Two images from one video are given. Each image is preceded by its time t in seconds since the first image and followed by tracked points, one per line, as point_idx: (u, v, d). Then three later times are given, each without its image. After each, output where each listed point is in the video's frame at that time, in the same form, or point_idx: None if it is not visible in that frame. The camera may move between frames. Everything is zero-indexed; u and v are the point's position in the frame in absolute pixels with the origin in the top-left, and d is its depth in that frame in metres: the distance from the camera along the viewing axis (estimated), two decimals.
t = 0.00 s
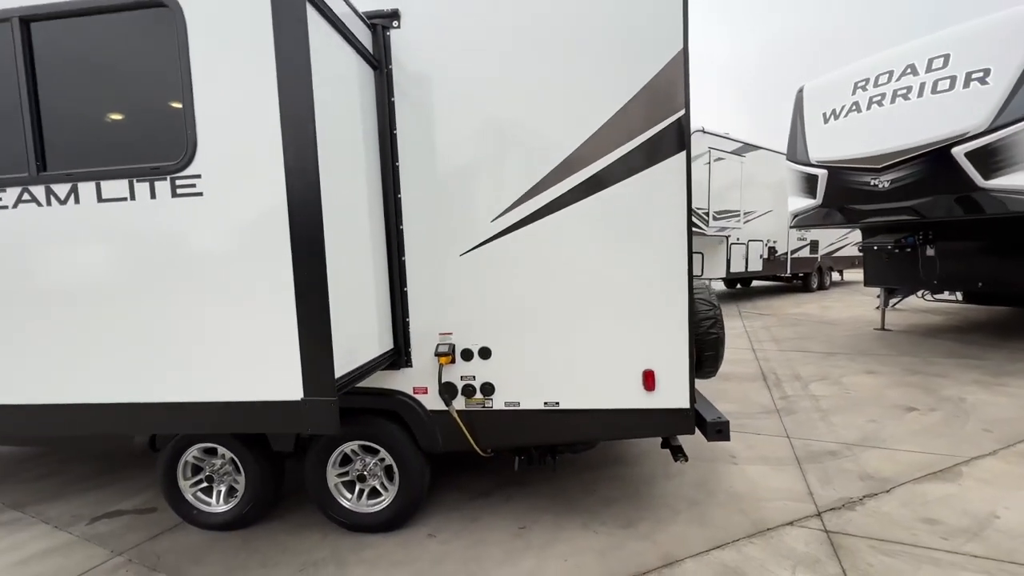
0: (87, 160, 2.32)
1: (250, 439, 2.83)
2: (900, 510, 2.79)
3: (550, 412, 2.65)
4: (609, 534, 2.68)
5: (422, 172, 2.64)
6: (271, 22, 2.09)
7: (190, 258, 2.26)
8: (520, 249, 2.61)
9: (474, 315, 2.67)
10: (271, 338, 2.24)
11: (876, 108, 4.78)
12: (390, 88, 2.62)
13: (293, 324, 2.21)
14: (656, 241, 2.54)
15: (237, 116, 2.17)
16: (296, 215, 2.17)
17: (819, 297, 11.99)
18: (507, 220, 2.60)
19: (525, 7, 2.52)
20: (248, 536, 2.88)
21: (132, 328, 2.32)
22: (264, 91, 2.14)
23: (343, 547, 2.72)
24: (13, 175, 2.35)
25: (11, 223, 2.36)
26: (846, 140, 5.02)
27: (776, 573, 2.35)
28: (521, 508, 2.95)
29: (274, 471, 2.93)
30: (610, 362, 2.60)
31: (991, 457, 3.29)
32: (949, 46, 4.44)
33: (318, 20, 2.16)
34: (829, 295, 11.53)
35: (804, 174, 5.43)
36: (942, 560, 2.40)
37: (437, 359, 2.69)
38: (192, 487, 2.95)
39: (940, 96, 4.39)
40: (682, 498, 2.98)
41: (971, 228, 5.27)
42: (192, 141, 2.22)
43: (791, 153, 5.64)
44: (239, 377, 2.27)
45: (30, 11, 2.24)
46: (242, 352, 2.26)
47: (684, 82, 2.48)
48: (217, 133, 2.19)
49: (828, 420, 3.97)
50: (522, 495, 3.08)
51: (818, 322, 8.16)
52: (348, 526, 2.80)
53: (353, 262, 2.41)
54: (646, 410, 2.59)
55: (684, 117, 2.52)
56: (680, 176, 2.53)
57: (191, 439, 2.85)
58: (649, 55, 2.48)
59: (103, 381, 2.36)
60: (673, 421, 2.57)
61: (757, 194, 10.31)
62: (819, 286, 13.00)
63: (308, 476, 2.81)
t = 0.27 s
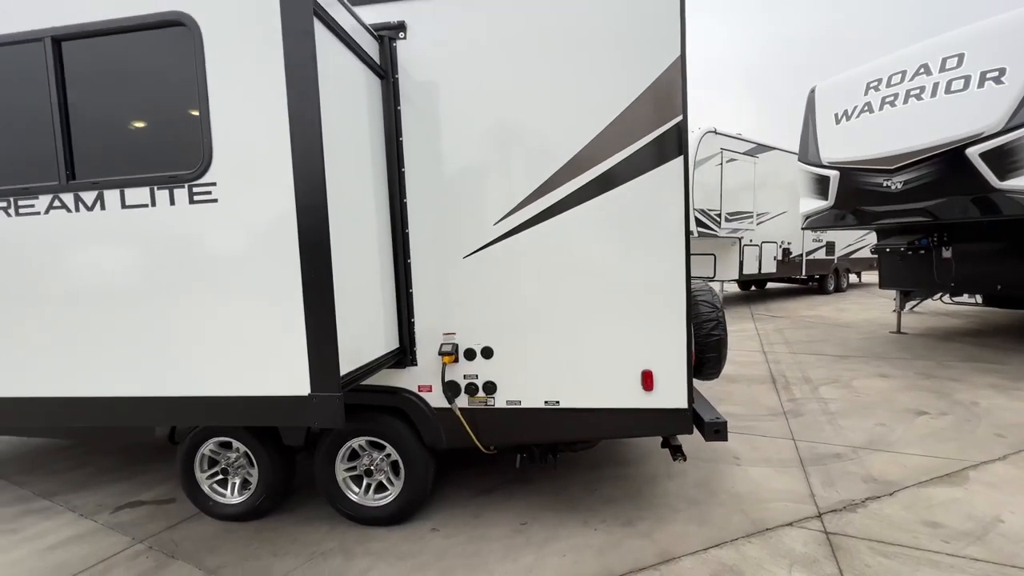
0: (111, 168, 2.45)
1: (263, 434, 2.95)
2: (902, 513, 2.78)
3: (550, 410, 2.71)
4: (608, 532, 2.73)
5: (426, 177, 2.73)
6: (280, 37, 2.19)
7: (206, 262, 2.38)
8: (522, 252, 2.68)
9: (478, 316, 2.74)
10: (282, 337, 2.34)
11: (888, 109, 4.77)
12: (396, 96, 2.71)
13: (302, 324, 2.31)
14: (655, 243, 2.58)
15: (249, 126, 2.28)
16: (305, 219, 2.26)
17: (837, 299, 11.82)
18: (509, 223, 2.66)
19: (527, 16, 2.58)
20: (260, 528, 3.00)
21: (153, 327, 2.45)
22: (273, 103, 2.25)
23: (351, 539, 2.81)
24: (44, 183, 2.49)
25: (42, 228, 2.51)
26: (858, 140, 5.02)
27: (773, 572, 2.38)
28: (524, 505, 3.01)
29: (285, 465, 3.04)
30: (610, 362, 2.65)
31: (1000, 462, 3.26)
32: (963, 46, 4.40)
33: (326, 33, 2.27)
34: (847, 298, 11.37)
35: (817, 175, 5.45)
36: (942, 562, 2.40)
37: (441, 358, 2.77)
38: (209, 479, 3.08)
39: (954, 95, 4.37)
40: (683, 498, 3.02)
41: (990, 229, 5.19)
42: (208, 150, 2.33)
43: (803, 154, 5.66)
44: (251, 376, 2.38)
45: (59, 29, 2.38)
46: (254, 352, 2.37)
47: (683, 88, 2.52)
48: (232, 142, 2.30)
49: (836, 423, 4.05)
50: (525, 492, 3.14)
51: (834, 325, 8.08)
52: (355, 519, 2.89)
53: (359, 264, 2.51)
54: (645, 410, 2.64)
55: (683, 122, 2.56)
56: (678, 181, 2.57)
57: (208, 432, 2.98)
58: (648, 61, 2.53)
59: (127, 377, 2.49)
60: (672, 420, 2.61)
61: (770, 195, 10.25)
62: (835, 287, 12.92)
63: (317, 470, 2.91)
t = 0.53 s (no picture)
0: (135, 170, 2.54)
1: (277, 428, 3.03)
2: (912, 514, 2.76)
3: (557, 407, 2.75)
4: (615, 528, 2.76)
5: (436, 178, 2.78)
6: (295, 43, 2.27)
7: (225, 261, 2.46)
8: (530, 251, 2.72)
9: (486, 313, 2.79)
10: (296, 333, 2.41)
11: (903, 107, 4.75)
12: (407, 99, 2.77)
13: (316, 320, 2.38)
14: (661, 242, 2.61)
15: (265, 129, 2.36)
16: (318, 219, 2.33)
17: (852, 300, 11.70)
18: (517, 222, 2.71)
19: (535, 20, 2.63)
20: (275, 519, 3.08)
21: (174, 324, 2.53)
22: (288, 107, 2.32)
23: (362, 531, 2.88)
24: (72, 185, 2.59)
25: (69, 227, 2.61)
26: (872, 139, 5.02)
27: (778, 569, 2.38)
28: (531, 501, 3.05)
29: (299, 459, 3.12)
30: (617, 360, 2.68)
31: (1014, 464, 3.22)
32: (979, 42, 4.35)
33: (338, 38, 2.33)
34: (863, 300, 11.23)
35: (829, 175, 5.47)
36: (950, 562, 2.39)
37: (449, 355, 2.82)
38: (225, 472, 3.17)
39: (970, 93, 4.33)
40: (690, 496, 3.03)
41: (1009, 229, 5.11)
42: (227, 152, 2.41)
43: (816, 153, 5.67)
44: (267, 371, 2.46)
45: (86, 38, 2.48)
46: (270, 348, 2.45)
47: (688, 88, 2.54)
48: (250, 145, 2.38)
49: (847, 424, 4.04)
50: (533, 489, 3.18)
51: (848, 327, 7.99)
52: (366, 512, 2.96)
53: (371, 262, 2.57)
54: (651, 407, 2.66)
55: (689, 122, 2.58)
56: (684, 180, 2.59)
57: (225, 426, 3.07)
58: (654, 62, 2.56)
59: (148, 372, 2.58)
60: (678, 418, 2.63)
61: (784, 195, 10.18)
62: (850, 288, 12.80)
63: (330, 463, 2.98)
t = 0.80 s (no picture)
0: (153, 173, 2.60)
1: (290, 425, 3.07)
2: (925, 516, 2.73)
3: (565, 406, 2.76)
4: (623, 527, 2.76)
5: (446, 179, 2.81)
6: (307, 48, 2.30)
7: (240, 261, 2.50)
8: (538, 251, 2.74)
9: (495, 313, 2.81)
10: (308, 332, 2.45)
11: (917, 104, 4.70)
12: (417, 101, 2.81)
13: (328, 319, 2.41)
14: (670, 243, 2.61)
15: (278, 131, 2.40)
16: (330, 220, 2.36)
17: (866, 301, 11.57)
18: (526, 222, 2.73)
19: (544, 22, 2.65)
20: (288, 515, 3.12)
21: (191, 323, 2.59)
22: (301, 110, 2.36)
23: (372, 528, 2.91)
24: (92, 188, 2.65)
25: (90, 229, 2.67)
26: (886, 137, 4.98)
27: (788, 570, 2.37)
28: (540, 500, 3.07)
29: (311, 456, 3.16)
30: (626, 360, 2.68)
31: None
32: (996, 37, 4.30)
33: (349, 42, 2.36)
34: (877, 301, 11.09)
35: (841, 175, 5.43)
36: (964, 564, 2.36)
37: (459, 354, 2.84)
38: (239, 468, 3.22)
39: (987, 89, 4.29)
40: (699, 496, 3.03)
41: None
42: (242, 154, 2.46)
43: (828, 152, 5.63)
44: (280, 369, 2.50)
45: (107, 45, 2.54)
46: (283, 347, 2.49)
47: (697, 88, 2.54)
48: (263, 147, 2.42)
49: (860, 425, 3.99)
50: (541, 488, 3.20)
51: (862, 328, 7.90)
52: (377, 509, 2.99)
53: (381, 262, 2.60)
54: (659, 407, 2.66)
55: (697, 122, 2.58)
56: (693, 179, 2.59)
57: (239, 424, 3.12)
58: (663, 62, 2.56)
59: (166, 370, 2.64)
60: (687, 417, 2.63)
61: (797, 195, 10.10)
62: (864, 288, 12.65)
63: (341, 461, 3.02)
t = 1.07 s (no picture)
0: (163, 174, 2.63)
1: (298, 423, 3.10)
2: (935, 518, 2.70)
3: (570, 405, 2.76)
4: (628, 526, 2.76)
5: (451, 178, 2.82)
6: (314, 49, 2.33)
7: (247, 261, 2.53)
8: (543, 250, 2.74)
9: (500, 312, 2.82)
10: (315, 331, 2.48)
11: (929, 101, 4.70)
12: (423, 102, 2.82)
13: (334, 318, 2.43)
14: (675, 242, 2.60)
15: (285, 132, 2.43)
16: (336, 220, 2.39)
17: (877, 301, 11.46)
18: (530, 222, 2.74)
19: (550, 21, 2.65)
20: (295, 512, 3.16)
21: (200, 321, 2.62)
22: (307, 111, 2.38)
23: (378, 526, 2.93)
24: (104, 189, 2.69)
25: (102, 228, 2.71)
26: (897, 134, 4.98)
27: (794, 571, 2.36)
28: (545, 499, 3.07)
29: (318, 454, 3.19)
30: (632, 359, 2.68)
31: None
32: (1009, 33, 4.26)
33: (355, 44, 2.38)
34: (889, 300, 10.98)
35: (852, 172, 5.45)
36: (974, 567, 2.33)
37: (464, 353, 2.86)
38: (247, 465, 3.25)
39: (999, 86, 4.25)
40: (706, 496, 3.02)
41: None
42: (250, 155, 2.48)
43: (838, 151, 5.67)
44: (287, 368, 2.53)
45: (118, 48, 2.57)
46: (290, 345, 2.52)
47: (703, 87, 2.54)
48: (271, 148, 2.45)
49: (869, 426, 3.96)
50: (546, 487, 3.21)
51: (873, 327, 7.83)
52: (383, 507, 3.02)
53: (387, 261, 2.62)
54: (663, 406, 2.66)
55: (703, 121, 2.57)
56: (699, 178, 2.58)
57: (247, 421, 3.15)
58: (668, 60, 2.56)
59: (176, 368, 2.67)
60: (692, 417, 2.62)
61: (806, 194, 10.03)
62: (875, 288, 12.53)
63: (348, 459, 3.04)
